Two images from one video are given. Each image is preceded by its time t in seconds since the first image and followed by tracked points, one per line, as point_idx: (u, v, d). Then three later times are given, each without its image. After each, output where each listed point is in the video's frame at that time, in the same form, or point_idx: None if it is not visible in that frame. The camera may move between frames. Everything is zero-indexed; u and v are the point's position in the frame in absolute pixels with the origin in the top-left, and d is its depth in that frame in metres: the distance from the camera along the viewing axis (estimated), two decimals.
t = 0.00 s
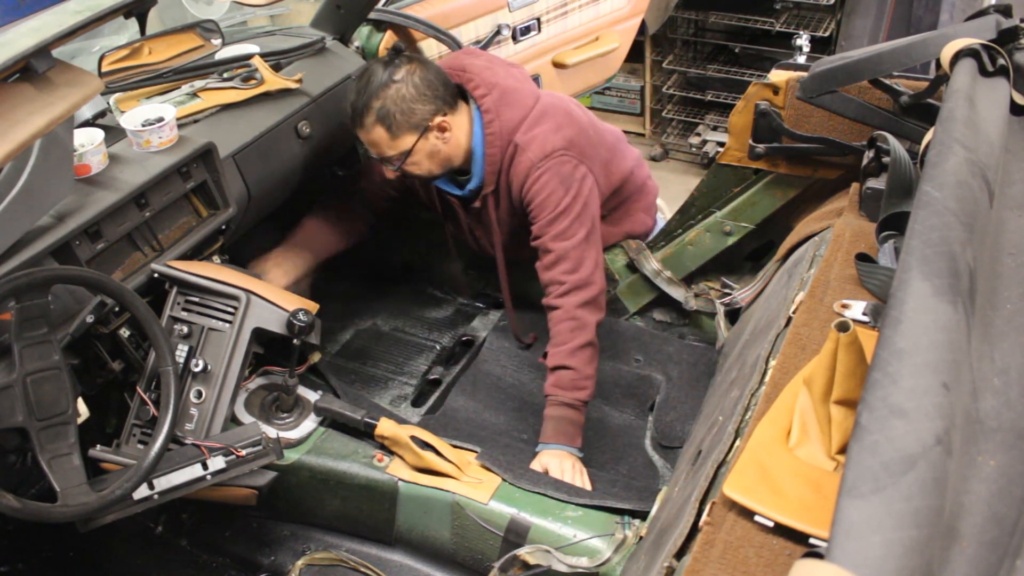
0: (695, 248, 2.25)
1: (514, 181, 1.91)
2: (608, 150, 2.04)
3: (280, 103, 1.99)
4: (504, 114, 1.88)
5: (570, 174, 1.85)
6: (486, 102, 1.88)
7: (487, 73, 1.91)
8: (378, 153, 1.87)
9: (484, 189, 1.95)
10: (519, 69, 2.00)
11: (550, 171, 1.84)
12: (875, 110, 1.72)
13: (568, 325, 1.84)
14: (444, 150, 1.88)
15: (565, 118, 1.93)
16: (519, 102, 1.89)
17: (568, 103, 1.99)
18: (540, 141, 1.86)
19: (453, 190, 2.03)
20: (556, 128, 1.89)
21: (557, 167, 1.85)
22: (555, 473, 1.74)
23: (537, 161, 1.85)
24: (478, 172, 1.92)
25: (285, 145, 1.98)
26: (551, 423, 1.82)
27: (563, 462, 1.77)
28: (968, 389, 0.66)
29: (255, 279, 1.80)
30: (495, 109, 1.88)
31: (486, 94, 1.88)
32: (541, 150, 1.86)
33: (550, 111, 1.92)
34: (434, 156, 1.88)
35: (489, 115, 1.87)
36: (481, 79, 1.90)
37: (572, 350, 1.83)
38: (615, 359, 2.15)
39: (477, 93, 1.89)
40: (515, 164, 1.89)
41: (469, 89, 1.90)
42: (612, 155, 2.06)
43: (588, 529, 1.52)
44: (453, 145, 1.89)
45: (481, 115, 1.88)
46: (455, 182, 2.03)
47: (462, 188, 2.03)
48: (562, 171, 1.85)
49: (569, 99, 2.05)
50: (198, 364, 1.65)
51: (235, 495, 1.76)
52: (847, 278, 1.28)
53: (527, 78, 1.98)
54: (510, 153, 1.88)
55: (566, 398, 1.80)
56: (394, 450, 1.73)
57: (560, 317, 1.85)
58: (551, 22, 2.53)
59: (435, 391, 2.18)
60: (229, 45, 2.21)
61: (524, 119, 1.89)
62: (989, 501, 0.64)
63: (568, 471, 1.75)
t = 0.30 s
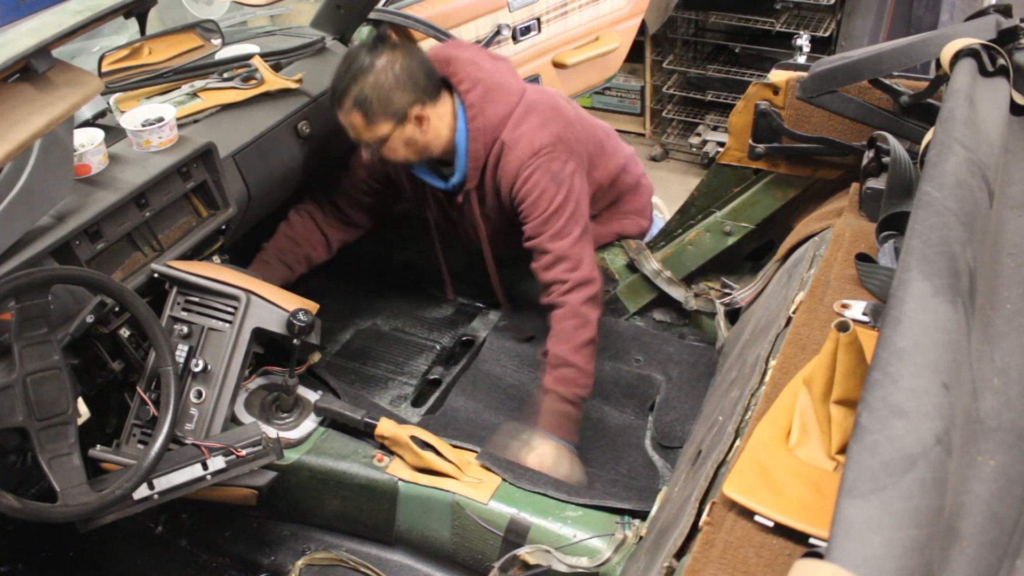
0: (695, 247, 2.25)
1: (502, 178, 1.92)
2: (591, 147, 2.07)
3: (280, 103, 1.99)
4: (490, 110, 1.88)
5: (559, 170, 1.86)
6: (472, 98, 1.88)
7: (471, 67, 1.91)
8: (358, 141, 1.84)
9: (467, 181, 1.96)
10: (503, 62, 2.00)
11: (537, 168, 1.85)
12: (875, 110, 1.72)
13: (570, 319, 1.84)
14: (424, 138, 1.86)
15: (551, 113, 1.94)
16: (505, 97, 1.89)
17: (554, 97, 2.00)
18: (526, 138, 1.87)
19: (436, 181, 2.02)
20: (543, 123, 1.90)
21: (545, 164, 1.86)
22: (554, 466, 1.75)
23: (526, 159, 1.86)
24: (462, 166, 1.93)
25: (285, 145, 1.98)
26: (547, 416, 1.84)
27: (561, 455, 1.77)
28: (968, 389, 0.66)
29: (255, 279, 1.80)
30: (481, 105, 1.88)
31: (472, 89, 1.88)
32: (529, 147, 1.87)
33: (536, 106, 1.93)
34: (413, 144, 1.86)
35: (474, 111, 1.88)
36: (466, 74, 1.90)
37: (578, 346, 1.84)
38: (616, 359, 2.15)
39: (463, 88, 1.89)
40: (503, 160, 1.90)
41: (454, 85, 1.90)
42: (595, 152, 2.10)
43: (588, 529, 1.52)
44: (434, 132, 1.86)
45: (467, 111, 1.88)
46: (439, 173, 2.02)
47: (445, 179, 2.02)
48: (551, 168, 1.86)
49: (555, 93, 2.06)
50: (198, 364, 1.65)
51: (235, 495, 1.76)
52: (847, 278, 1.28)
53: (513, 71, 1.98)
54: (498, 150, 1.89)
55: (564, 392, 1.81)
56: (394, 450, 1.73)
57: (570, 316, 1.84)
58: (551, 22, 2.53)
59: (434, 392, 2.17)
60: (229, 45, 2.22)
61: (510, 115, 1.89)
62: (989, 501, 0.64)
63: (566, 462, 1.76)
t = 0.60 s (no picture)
0: (695, 247, 2.24)
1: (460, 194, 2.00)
2: (569, 161, 2.13)
3: (280, 103, 1.99)
4: (459, 133, 1.96)
5: (513, 191, 1.94)
6: (443, 121, 1.95)
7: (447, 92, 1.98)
8: (339, 171, 1.94)
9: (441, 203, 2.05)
10: (484, 82, 2.06)
11: (493, 187, 1.92)
12: (875, 110, 1.72)
13: (433, 319, 2.00)
14: (402, 171, 1.96)
15: (523, 133, 2.00)
16: (474, 121, 1.96)
17: (531, 114, 2.05)
18: (488, 158, 1.93)
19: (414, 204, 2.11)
20: (509, 143, 1.96)
21: (500, 183, 1.93)
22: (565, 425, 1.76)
23: (481, 178, 1.93)
24: (435, 188, 2.02)
25: (285, 145, 1.98)
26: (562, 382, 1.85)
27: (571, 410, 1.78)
28: (968, 389, 0.66)
29: (255, 279, 1.80)
30: (451, 128, 1.96)
31: (444, 113, 1.96)
32: (488, 166, 1.93)
33: (508, 126, 1.99)
34: (395, 172, 1.95)
35: (445, 134, 1.96)
36: (440, 97, 1.97)
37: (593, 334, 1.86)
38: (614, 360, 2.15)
39: (436, 112, 1.96)
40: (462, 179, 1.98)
41: (429, 107, 1.98)
42: (573, 165, 2.16)
43: (589, 529, 1.52)
44: (412, 166, 1.96)
45: (438, 134, 1.96)
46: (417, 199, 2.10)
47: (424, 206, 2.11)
48: (503, 187, 1.93)
49: (535, 108, 2.11)
50: (198, 364, 1.65)
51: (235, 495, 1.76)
52: (847, 278, 1.28)
53: (489, 91, 2.03)
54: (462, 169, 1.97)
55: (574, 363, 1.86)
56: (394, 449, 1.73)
57: (462, 318, 2.01)
58: (551, 22, 2.53)
59: (436, 391, 2.15)
60: (229, 45, 2.22)
61: (479, 137, 1.96)
62: (989, 501, 0.64)
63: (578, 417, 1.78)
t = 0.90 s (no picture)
0: (695, 248, 2.24)
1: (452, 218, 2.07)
2: (562, 174, 2.17)
3: (280, 103, 1.99)
4: (446, 159, 2.03)
5: (502, 212, 2.00)
6: (430, 150, 2.02)
7: (432, 122, 2.05)
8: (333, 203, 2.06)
9: (437, 229, 2.12)
10: (470, 107, 2.13)
11: (482, 210, 1.99)
12: (876, 110, 1.72)
13: (429, 335, 2.07)
14: (395, 209, 2.08)
15: (510, 153, 2.07)
16: (460, 148, 2.03)
17: (519, 132, 2.12)
18: (475, 182, 2.00)
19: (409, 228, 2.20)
20: (496, 165, 2.03)
21: (488, 206, 1.99)
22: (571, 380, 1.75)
23: (469, 202, 2.00)
24: (429, 214, 2.09)
25: (285, 145, 1.98)
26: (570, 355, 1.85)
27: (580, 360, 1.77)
28: (968, 389, 0.66)
29: (255, 279, 1.80)
30: (439, 157, 2.03)
31: (430, 142, 2.03)
32: (475, 190, 1.99)
33: (494, 148, 2.06)
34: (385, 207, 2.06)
35: (433, 163, 2.02)
36: (426, 128, 2.04)
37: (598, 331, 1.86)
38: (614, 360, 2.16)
39: (423, 141, 2.03)
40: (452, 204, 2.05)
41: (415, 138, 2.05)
42: (568, 177, 2.19)
43: (589, 529, 1.52)
44: (405, 204, 2.08)
45: (426, 163, 2.03)
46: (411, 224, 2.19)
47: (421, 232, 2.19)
48: (492, 209, 1.99)
49: (523, 123, 2.17)
50: (198, 365, 1.65)
51: (235, 495, 1.76)
52: (846, 278, 1.29)
53: (475, 114, 2.10)
54: (452, 194, 2.04)
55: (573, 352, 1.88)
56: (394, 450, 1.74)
57: (458, 335, 2.07)
58: (551, 22, 2.53)
59: (435, 392, 2.17)
60: (229, 45, 2.22)
61: (465, 163, 2.03)
62: (989, 501, 0.64)
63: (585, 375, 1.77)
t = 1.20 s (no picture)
0: (695, 248, 2.24)
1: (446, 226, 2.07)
2: (555, 178, 2.17)
3: (280, 103, 1.99)
4: (438, 169, 2.02)
5: (495, 219, 2.00)
6: (420, 161, 2.02)
7: (421, 131, 2.05)
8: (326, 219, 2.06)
9: (432, 239, 2.12)
10: (459, 116, 2.12)
11: (475, 218, 1.99)
12: (875, 110, 1.72)
13: (429, 342, 2.07)
14: (389, 225, 2.11)
15: (500, 159, 2.07)
16: (451, 157, 2.03)
17: (509, 138, 2.12)
18: (467, 190, 2.00)
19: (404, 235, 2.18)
20: (487, 173, 2.03)
21: (482, 214, 1.99)
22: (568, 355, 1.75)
23: (462, 210, 2.00)
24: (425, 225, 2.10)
25: (285, 145, 1.98)
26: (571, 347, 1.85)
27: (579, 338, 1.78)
28: (968, 389, 0.66)
29: (255, 279, 1.80)
30: (430, 167, 2.02)
31: (420, 153, 2.02)
32: (467, 198, 1.99)
33: (484, 155, 2.06)
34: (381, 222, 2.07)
35: (425, 174, 2.02)
36: (415, 138, 2.04)
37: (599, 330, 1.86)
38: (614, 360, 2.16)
39: (413, 151, 2.03)
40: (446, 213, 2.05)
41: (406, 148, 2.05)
42: (561, 180, 2.19)
43: (589, 529, 1.52)
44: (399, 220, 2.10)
45: (417, 174, 2.02)
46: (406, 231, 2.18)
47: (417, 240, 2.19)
48: (485, 217, 1.99)
49: (513, 128, 2.17)
50: (198, 365, 1.65)
51: (235, 495, 1.76)
52: (846, 278, 1.29)
53: (464, 122, 2.10)
54: (445, 204, 2.04)
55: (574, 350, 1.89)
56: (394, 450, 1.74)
57: (458, 342, 2.08)
58: (551, 22, 2.53)
59: (435, 392, 2.17)
60: (229, 45, 2.22)
61: (456, 172, 2.03)
62: (989, 501, 0.64)
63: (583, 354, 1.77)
